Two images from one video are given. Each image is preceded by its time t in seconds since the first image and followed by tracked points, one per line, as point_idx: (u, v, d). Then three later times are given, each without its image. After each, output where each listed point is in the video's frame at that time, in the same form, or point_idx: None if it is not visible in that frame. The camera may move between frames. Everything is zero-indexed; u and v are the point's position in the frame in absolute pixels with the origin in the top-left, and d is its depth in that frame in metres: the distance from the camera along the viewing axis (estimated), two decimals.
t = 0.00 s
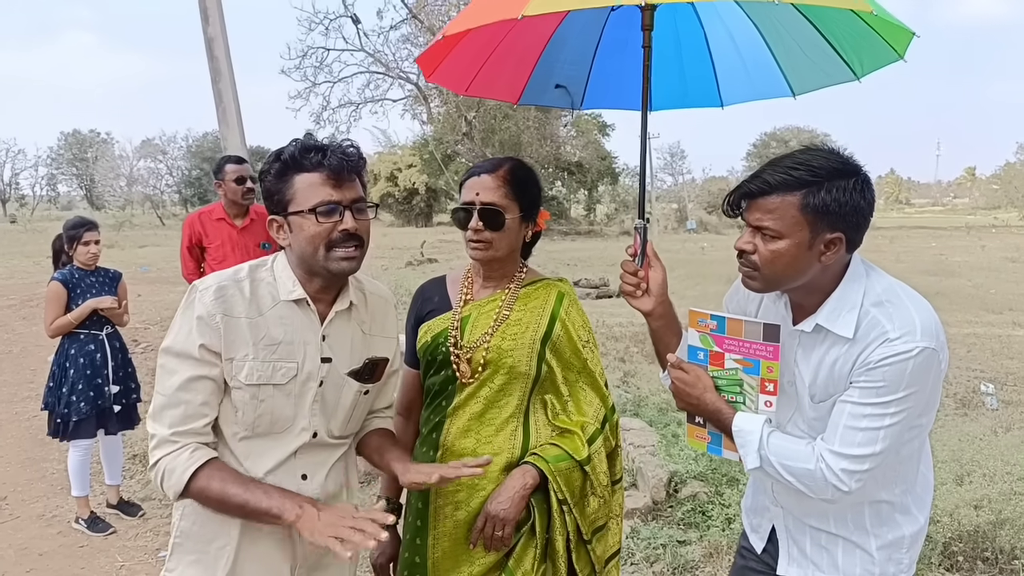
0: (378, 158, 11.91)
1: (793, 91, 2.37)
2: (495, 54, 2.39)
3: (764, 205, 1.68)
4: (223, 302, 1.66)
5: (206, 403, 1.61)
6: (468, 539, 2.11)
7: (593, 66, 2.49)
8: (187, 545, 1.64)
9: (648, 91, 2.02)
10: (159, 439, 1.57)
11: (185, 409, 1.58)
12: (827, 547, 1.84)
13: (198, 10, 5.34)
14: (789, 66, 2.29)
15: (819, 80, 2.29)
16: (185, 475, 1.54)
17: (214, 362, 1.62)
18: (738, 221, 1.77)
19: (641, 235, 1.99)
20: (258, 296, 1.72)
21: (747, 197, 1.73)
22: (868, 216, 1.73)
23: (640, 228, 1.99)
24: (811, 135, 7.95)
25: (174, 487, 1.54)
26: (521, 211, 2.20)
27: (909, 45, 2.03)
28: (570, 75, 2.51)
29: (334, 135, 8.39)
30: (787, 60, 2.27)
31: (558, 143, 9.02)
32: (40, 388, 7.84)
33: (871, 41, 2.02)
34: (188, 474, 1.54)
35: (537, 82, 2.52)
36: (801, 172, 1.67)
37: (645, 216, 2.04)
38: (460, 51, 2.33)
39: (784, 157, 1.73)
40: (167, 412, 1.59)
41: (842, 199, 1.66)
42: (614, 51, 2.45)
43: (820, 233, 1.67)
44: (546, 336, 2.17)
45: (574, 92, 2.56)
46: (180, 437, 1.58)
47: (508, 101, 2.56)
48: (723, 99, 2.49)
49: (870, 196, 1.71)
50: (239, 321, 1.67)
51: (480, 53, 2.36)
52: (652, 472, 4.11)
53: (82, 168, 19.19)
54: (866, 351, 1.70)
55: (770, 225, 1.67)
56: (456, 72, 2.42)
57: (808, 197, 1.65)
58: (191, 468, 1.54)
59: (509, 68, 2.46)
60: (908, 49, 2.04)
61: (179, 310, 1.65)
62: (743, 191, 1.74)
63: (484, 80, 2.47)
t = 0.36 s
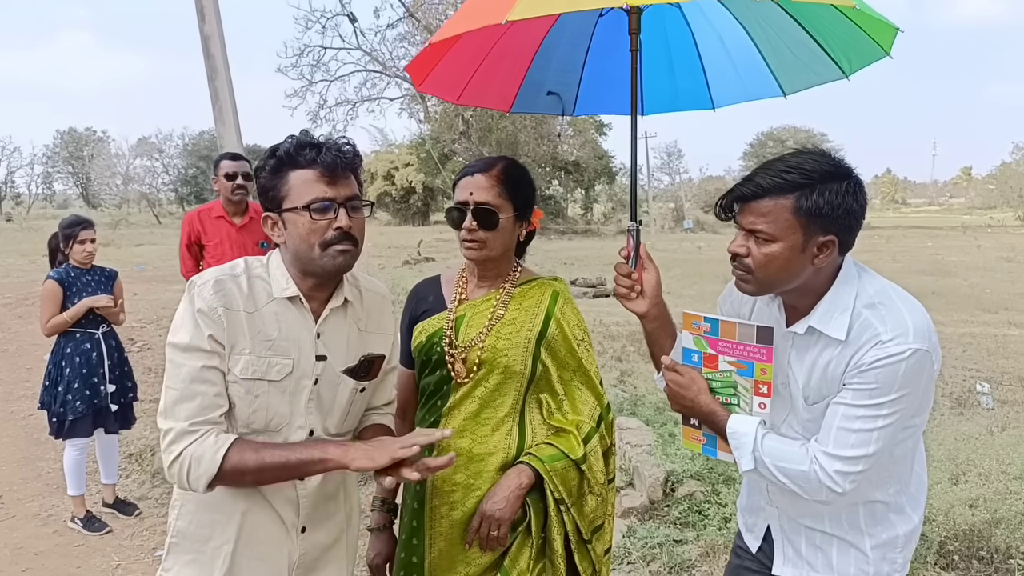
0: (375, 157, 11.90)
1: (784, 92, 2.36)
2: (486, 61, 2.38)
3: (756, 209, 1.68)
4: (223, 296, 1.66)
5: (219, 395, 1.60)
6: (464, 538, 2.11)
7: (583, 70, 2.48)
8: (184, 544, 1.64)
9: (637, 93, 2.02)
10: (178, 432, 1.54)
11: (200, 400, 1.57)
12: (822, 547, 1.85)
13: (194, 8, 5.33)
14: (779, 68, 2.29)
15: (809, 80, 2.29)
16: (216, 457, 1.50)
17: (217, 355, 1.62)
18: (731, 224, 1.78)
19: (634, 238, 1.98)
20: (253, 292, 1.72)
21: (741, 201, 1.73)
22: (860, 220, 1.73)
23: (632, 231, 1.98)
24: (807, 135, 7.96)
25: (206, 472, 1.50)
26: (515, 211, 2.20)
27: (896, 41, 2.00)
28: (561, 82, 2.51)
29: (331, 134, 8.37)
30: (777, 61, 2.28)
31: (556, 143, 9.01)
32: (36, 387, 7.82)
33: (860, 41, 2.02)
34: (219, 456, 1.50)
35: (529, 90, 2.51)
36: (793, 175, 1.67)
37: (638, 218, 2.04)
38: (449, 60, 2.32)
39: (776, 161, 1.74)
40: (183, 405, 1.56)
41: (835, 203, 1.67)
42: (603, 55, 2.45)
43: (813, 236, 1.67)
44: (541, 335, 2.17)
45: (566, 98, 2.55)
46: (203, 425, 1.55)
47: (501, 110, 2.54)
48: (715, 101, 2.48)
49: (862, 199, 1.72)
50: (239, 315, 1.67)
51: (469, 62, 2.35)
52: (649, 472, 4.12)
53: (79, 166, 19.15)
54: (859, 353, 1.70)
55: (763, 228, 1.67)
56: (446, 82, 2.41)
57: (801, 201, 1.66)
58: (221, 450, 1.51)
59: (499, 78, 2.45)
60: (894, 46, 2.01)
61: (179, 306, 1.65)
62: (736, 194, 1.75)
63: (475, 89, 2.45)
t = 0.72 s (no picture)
0: (372, 156, 11.90)
1: (774, 89, 2.39)
2: (477, 64, 2.36)
3: (753, 206, 1.68)
4: (219, 293, 1.65)
5: (211, 395, 1.60)
6: (459, 538, 2.11)
7: (574, 70, 2.49)
8: (182, 543, 1.63)
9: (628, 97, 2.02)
10: (165, 433, 1.56)
11: (189, 401, 1.57)
12: (816, 546, 1.85)
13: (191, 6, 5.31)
14: (769, 67, 2.31)
15: (799, 78, 2.31)
16: (191, 464, 1.51)
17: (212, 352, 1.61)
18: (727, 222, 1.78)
19: (628, 238, 1.98)
20: (251, 290, 1.71)
21: (737, 198, 1.73)
22: (856, 217, 1.73)
23: (625, 232, 1.98)
24: (805, 135, 7.97)
25: (183, 478, 1.52)
26: (510, 210, 2.19)
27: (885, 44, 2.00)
28: (552, 81, 2.53)
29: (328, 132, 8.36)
30: (767, 60, 2.28)
31: (553, 141, 9.02)
32: (32, 386, 7.79)
33: (849, 46, 2.03)
34: (195, 462, 1.51)
35: (521, 90, 2.53)
36: (789, 173, 1.67)
37: (631, 218, 2.03)
38: (440, 65, 2.30)
39: (772, 159, 1.74)
40: (171, 406, 1.57)
41: (831, 200, 1.67)
42: (595, 55, 2.45)
43: (808, 233, 1.67)
44: (535, 334, 2.16)
45: (558, 96, 2.58)
46: (186, 428, 1.55)
47: (493, 109, 2.57)
48: (705, 99, 2.50)
49: (857, 197, 1.72)
50: (234, 313, 1.66)
51: (460, 66, 2.34)
52: (646, 471, 4.12)
53: (75, 164, 19.10)
54: (852, 351, 1.70)
55: (758, 225, 1.67)
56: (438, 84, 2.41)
57: (797, 198, 1.66)
58: (198, 456, 1.52)
59: (491, 78, 2.45)
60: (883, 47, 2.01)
61: (176, 303, 1.65)
62: (732, 192, 1.74)
63: (467, 89, 2.46)
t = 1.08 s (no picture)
0: (371, 157, 11.92)
1: (768, 95, 2.39)
2: (474, 65, 2.35)
3: (747, 206, 1.68)
4: (216, 296, 1.65)
5: (209, 398, 1.59)
6: (456, 538, 2.10)
7: (571, 74, 2.49)
8: (179, 546, 1.63)
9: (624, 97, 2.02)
10: (164, 437, 1.56)
11: (188, 404, 1.57)
12: (810, 547, 1.85)
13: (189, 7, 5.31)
14: (764, 73, 2.31)
15: (793, 84, 2.31)
16: (191, 468, 1.51)
17: (209, 356, 1.61)
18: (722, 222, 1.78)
19: (623, 241, 1.98)
20: (248, 292, 1.71)
21: (732, 198, 1.73)
22: (850, 217, 1.74)
23: (621, 234, 1.98)
24: (803, 136, 7.98)
25: (183, 482, 1.51)
26: (509, 211, 2.19)
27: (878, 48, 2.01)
28: (549, 85, 2.52)
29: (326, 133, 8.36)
30: (762, 66, 2.29)
31: (551, 143, 9.03)
32: (30, 387, 7.79)
33: (843, 50, 2.04)
34: (194, 466, 1.51)
35: (516, 93, 2.52)
36: (783, 173, 1.68)
37: (626, 222, 2.04)
38: (437, 67, 2.30)
39: (767, 159, 1.74)
40: (170, 410, 1.57)
41: (825, 200, 1.67)
42: (591, 59, 2.45)
43: (803, 232, 1.68)
44: (534, 335, 2.16)
45: (553, 101, 2.57)
46: (186, 432, 1.55)
47: (489, 113, 2.55)
48: (700, 104, 2.50)
49: (851, 197, 1.72)
50: (232, 316, 1.66)
51: (457, 67, 2.33)
52: (645, 472, 4.12)
53: (74, 166, 19.10)
54: (845, 351, 1.70)
55: (753, 225, 1.67)
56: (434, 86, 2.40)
57: (792, 198, 1.66)
58: (197, 460, 1.52)
59: (487, 81, 2.45)
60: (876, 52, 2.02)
61: (173, 307, 1.64)
62: (727, 192, 1.75)
63: (464, 93, 2.45)
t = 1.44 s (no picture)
0: (368, 158, 11.92)
1: (760, 95, 2.39)
2: (470, 60, 2.36)
3: (741, 199, 1.69)
4: (209, 297, 1.65)
5: (203, 398, 1.59)
6: (452, 540, 2.10)
7: (565, 73, 2.50)
8: (173, 546, 1.62)
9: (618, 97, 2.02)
10: (158, 438, 1.55)
11: (181, 405, 1.56)
12: (784, 547, 1.85)
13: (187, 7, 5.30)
14: (756, 76, 2.32)
15: (785, 85, 2.32)
16: (185, 468, 1.51)
17: (204, 356, 1.61)
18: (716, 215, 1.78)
19: (616, 234, 2.01)
20: (243, 293, 1.71)
21: (725, 191, 1.74)
22: (842, 212, 1.74)
23: (613, 228, 2.01)
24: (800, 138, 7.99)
25: (177, 483, 1.51)
26: (507, 212, 2.19)
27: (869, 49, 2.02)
28: (543, 83, 2.53)
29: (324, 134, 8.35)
30: (754, 68, 2.29)
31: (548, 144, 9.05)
32: (26, 387, 7.76)
33: (834, 51, 2.05)
34: (188, 467, 1.51)
35: (511, 92, 2.53)
36: (776, 166, 1.68)
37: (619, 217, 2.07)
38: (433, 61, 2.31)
39: (761, 153, 1.74)
40: (164, 410, 1.56)
41: (817, 194, 1.67)
42: (586, 59, 2.46)
43: (794, 226, 1.68)
44: (532, 337, 2.17)
45: (547, 99, 2.58)
46: (179, 433, 1.55)
47: (483, 110, 2.56)
48: (693, 105, 2.50)
49: (843, 192, 1.72)
50: (226, 316, 1.66)
51: (453, 63, 2.35)
52: (641, 473, 4.12)
53: (71, 165, 19.06)
54: (833, 349, 1.71)
55: (746, 218, 1.68)
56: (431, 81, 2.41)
57: (783, 191, 1.67)
58: (191, 461, 1.51)
59: (482, 78, 2.45)
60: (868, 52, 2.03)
61: (167, 308, 1.64)
62: (721, 185, 1.75)
63: (459, 89, 2.46)
